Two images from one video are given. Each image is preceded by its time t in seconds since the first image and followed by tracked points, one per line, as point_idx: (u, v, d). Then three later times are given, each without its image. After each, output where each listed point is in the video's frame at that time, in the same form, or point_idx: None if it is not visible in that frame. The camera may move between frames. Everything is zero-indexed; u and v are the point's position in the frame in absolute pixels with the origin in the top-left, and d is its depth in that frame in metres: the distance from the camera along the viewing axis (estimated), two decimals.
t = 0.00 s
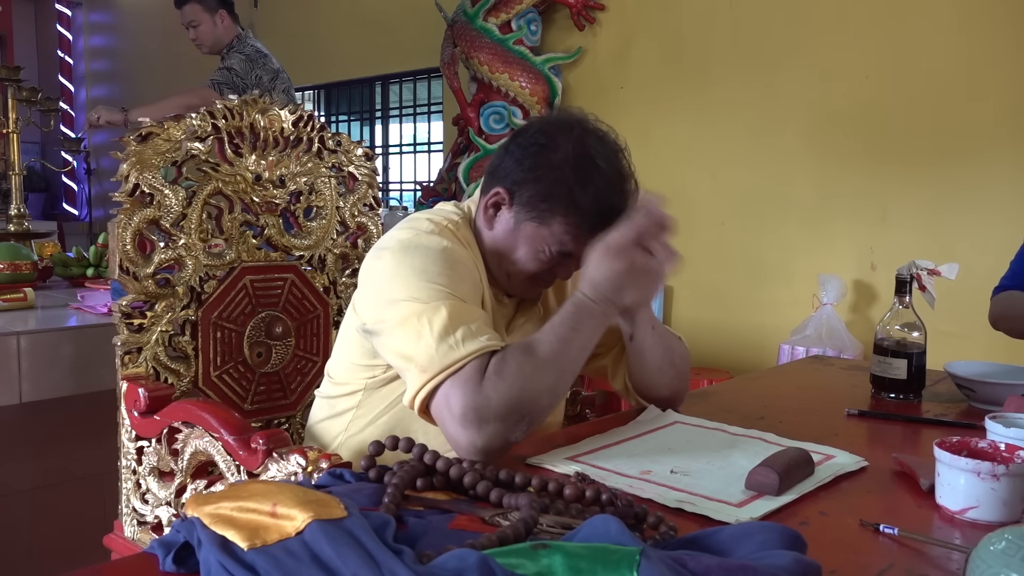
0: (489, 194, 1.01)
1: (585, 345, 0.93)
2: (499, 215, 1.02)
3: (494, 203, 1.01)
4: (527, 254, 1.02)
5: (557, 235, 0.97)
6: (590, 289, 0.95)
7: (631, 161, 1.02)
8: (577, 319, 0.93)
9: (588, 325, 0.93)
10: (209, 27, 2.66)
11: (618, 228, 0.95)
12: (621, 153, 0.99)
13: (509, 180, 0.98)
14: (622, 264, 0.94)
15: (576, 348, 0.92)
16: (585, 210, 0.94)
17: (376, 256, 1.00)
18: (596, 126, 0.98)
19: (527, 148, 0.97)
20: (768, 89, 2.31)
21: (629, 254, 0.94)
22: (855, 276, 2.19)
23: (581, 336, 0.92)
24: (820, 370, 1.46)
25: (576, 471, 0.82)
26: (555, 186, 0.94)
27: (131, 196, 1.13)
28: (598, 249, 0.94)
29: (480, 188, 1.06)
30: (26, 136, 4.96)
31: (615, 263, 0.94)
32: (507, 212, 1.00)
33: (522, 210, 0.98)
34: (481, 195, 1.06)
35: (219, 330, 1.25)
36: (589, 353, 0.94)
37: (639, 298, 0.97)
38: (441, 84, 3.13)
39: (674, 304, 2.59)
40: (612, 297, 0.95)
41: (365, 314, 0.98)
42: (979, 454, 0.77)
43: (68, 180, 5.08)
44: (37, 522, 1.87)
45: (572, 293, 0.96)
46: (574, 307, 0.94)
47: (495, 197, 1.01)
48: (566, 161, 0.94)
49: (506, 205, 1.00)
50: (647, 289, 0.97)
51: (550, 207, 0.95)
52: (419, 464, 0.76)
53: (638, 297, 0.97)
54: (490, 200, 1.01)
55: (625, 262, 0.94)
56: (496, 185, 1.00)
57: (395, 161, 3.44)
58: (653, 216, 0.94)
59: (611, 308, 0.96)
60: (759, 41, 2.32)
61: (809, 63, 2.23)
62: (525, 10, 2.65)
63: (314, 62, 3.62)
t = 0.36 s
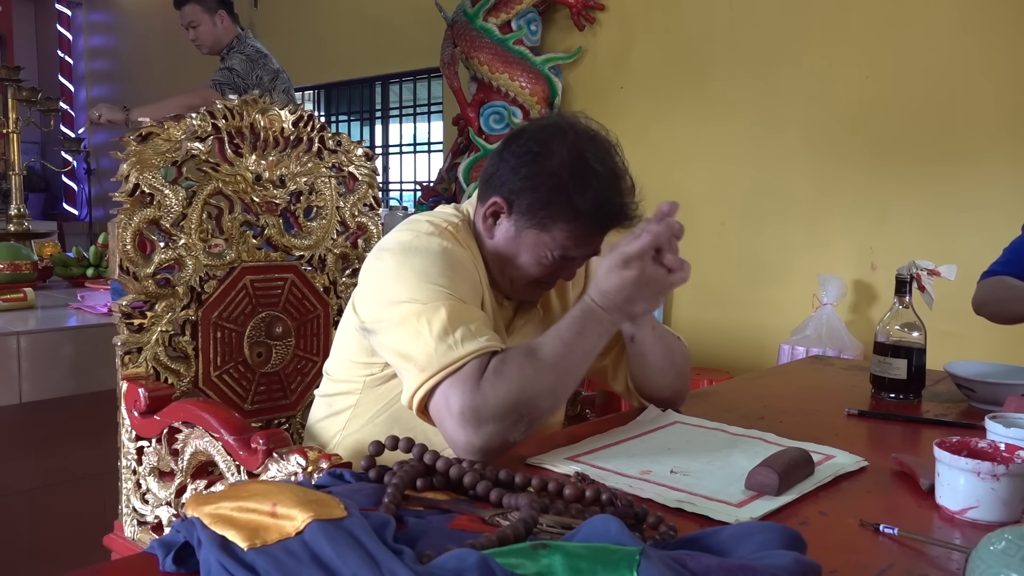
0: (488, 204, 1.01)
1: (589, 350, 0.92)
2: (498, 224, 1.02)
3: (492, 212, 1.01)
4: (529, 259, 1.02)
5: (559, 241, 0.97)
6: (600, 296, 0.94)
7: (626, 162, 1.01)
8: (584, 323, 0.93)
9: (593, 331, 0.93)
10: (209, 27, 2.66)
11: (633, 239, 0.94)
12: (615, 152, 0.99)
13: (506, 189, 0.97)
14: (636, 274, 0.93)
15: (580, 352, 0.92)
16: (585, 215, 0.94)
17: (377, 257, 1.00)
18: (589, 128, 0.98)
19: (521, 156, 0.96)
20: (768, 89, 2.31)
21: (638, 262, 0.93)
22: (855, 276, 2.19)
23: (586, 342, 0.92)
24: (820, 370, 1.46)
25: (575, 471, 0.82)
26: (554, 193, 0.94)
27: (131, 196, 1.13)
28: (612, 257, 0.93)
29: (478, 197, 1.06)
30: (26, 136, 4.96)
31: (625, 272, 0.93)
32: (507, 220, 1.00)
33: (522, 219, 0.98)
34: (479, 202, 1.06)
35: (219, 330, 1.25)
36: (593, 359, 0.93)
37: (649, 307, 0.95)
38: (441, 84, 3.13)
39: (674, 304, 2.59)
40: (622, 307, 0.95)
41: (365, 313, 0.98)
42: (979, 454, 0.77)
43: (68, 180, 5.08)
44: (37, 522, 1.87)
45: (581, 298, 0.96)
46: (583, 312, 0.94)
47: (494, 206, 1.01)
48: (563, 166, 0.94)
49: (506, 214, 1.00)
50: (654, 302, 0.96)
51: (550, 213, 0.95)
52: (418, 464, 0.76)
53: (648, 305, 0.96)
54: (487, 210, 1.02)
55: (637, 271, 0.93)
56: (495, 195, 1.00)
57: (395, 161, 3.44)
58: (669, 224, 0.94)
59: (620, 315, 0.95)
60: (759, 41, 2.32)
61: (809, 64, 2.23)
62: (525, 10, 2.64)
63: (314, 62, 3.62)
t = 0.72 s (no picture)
0: (487, 198, 1.01)
1: (596, 354, 0.93)
2: (496, 218, 1.02)
3: (491, 206, 1.02)
4: (524, 254, 1.01)
5: (555, 238, 0.97)
6: (608, 301, 0.95)
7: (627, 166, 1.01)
8: (592, 329, 0.93)
9: (602, 336, 0.93)
10: (208, 27, 2.66)
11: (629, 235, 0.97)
12: (617, 156, 0.98)
13: (506, 185, 0.98)
14: (640, 274, 0.95)
15: (586, 355, 0.92)
16: (585, 216, 0.94)
17: (376, 256, 1.01)
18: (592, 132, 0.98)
19: (524, 154, 0.96)
20: (768, 89, 2.31)
21: (642, 261, 0.95)
22: (855, 276, 2.19)
23: (592, 345, 0.92)
24: (820, 370, 1.46)
25: (575, 471, 0.82)
26: (554, 194, 0.94)
27: (131, 196, 1.13)
28: (611, 255, 0.96)
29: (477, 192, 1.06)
30: (26, 136, 4.96)
31: (630, 272, 0.95)
32: (504, 215, 1.00)
33: (520, 214, 0.97)
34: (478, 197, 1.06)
35: (219, 330, 1.25)
36: (599, 363, 0.93)
37: (655, 308, 0.97)
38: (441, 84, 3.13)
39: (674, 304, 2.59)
40: (628, 310, 0.95)
41: (364, 312, 0.99)
42: (980, 454, 0.77)
43: (68, 180, 5.08)
44: (37, 522, 1.87)
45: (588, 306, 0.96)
46: (590, 317, 0.94)
47: (493, 201, 1.01)
48: (563, 167, 0.94)
49: (504, 209, 1.00)
50: (663, 300, 0.98)
51: (548, 210, 0.95)
52: (418, 464, 0.76)
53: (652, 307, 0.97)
54: (487, 204, 1.02)
55: (641, 270, 0.95)
56: (494, 189, 1.00)
57: (395, 161, 3.44)
58: (658, 219, 0.97)
59: (628, 319, 0.96)
60: (759, 41, 2.32)
61: (809, 64, 2.23)
62: (525, 10, 2.64)
63: (314, 62, 3.62)
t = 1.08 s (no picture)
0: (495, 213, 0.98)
1: (588, 350, 0.93)
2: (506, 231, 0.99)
3: (500, 221, 0.99)
4: (539, 263, 1.00)
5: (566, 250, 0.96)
6: (594, 297, 0.95)
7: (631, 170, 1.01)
8: (582, 324, 0.94)
9: (591, 330, 0.94)
10: (206, 28, 2.66)
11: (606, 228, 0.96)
12: (620, 159, 0.99)
13: (516, 201, 0.95)
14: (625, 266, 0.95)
15: (577, 352, 0.92)
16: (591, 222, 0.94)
17: (381, 255, 1.01)
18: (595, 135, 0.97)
19: (534, 172, 0.93)
20: (768, 89, 2.31)
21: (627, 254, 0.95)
22: (855, 276, 2.19)
23: (583, 342, 0.93)
24: (820, 370, 1.46)
25: (575, 471, 0.82)
26: (565, 208, 0.93)
27: (131, 196, 1.13)
28: (590, 250, 0.95)
29: (484, 198, 1.02)
30: (26, 136, 4.96)
31: (615, 267, 0.95)
32: (514, 229, 0.98)
33: (531, 230, 0.96)
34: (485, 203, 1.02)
35: (219, 330, 1.25)
36: (590, 359, 0.94)
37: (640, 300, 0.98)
38: (441, 84, 3.12)
39: (674, 304, 2.59)
40: (614, 302, 0.96)
41: (368, 310, 0.99)
42: (979, 454, 0.77)
43: (68, 180, 5.09)
44: (37, 521, 1.87)
45: (577, 302, 0.97)
46: (579, 314, 0.95)
47: (500, 216, 0.98)
48: (576, 183, 0.92)
49: (513, 223, 0.97)
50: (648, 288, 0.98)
51: (562, 227, 0.94)
52: (419, 464, 0.76)
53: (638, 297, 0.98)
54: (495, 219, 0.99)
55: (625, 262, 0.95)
56: (501, 205, 0.97)
57: (395, 161, 3.44)
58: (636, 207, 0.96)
59: (616, 311, 0.97)
60: (759, 41, 2.32)
61: (809, 64, 2.23)
62: (525, 10, 2.64)
63: (313, 62, 3.62)
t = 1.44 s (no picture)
0: (495, 183, 1.03)
1: (590, 355, 0.93)
2: (501, 205, 1.03)
3: (497, 192, 1.03)
4: (523, 242, 1.02)
5: (555, 230, 0.96)
6: (600, 303, 0.95)
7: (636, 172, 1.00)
8: (583, 329, 0.93)
9: (593, 335, 0.93)
10: (202, 31, 2.66)
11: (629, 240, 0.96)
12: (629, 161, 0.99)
13: (517, 170, 0.99)
14: (632, 276, 0.95)
15: (578, 356, 0.92)
16: (590, 212, 0.94)
17: (379, 254, 1.01)
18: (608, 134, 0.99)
19: (539, 142, 0.98)
20: (768, 89, 2.31)
21: (634, 263, 0.95)
22: (855, 276, 2.19)
23: (585, 346, 0.92)
24: (820, 370, 1.45)
25: (575, 471, 0.82)
26: (561, 185, 0.94)
27: (131, 196, 1.13)
28: (605, 257, 0.95)
29: (488, 180, 1.07)
30: (26, 136, 4.97)
31: (620, 275, 0.95)
32: (509, 201, 1.01)
33: (524, 201, 0.98)
34: (488, 186, 1.07)
35: (218, 330, 1.25)
36: (591, 365, 0.93)
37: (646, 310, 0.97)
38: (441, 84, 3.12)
39: (674, 304, 2.59)
40: (619, 310, 0.96)
41: (366, 310, 0.99)
42: (979, 454, 0.77)
43: (68, 180, 5.09)
44: (37, 521, 1.87)
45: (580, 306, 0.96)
46: (582, 318, 0.94)
47: (501, 184, 1.02)
48: (575, 159, 0.95)
49: (509, 194, 1.01)
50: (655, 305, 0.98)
51: (553, 197, 0.95)
52: (418, 464, 0.76)
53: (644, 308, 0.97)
54: (495, 188, 1.03)
55: (633, 272, 0.95)
56: (504, 175, 1.01)
57: (395, 161, 3.44)
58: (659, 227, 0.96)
59: (620, 319, 0.96)
60: (759, 41, 2.32)
61: (809, 64, 2.23)
62: (525, 10, 2.64)
63: (313, 62, 3.62)
